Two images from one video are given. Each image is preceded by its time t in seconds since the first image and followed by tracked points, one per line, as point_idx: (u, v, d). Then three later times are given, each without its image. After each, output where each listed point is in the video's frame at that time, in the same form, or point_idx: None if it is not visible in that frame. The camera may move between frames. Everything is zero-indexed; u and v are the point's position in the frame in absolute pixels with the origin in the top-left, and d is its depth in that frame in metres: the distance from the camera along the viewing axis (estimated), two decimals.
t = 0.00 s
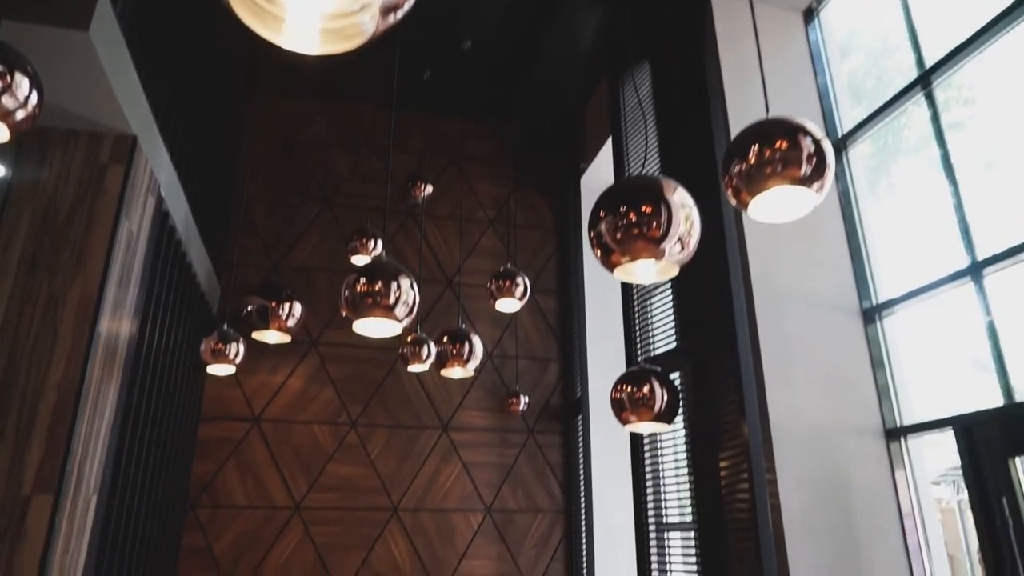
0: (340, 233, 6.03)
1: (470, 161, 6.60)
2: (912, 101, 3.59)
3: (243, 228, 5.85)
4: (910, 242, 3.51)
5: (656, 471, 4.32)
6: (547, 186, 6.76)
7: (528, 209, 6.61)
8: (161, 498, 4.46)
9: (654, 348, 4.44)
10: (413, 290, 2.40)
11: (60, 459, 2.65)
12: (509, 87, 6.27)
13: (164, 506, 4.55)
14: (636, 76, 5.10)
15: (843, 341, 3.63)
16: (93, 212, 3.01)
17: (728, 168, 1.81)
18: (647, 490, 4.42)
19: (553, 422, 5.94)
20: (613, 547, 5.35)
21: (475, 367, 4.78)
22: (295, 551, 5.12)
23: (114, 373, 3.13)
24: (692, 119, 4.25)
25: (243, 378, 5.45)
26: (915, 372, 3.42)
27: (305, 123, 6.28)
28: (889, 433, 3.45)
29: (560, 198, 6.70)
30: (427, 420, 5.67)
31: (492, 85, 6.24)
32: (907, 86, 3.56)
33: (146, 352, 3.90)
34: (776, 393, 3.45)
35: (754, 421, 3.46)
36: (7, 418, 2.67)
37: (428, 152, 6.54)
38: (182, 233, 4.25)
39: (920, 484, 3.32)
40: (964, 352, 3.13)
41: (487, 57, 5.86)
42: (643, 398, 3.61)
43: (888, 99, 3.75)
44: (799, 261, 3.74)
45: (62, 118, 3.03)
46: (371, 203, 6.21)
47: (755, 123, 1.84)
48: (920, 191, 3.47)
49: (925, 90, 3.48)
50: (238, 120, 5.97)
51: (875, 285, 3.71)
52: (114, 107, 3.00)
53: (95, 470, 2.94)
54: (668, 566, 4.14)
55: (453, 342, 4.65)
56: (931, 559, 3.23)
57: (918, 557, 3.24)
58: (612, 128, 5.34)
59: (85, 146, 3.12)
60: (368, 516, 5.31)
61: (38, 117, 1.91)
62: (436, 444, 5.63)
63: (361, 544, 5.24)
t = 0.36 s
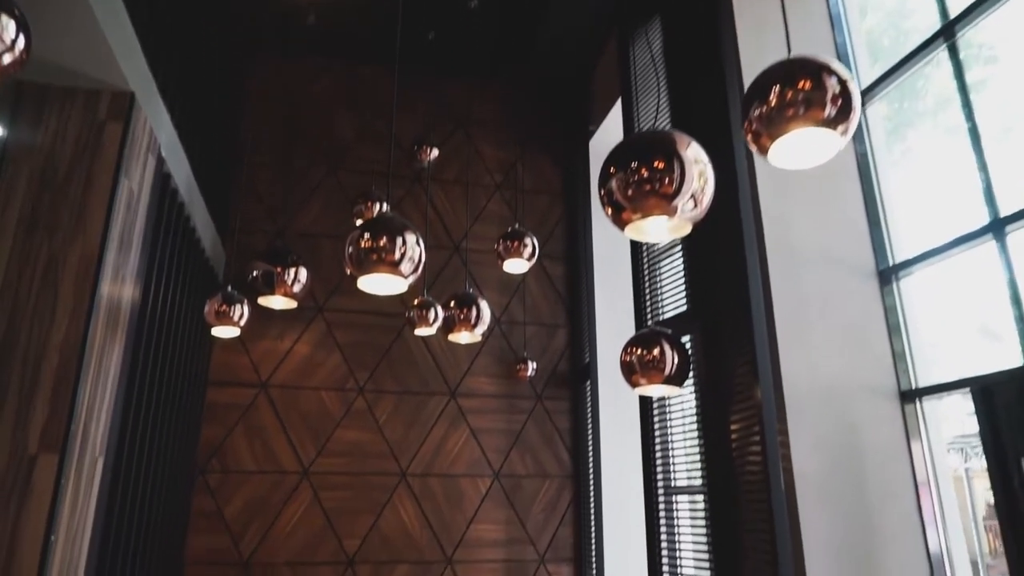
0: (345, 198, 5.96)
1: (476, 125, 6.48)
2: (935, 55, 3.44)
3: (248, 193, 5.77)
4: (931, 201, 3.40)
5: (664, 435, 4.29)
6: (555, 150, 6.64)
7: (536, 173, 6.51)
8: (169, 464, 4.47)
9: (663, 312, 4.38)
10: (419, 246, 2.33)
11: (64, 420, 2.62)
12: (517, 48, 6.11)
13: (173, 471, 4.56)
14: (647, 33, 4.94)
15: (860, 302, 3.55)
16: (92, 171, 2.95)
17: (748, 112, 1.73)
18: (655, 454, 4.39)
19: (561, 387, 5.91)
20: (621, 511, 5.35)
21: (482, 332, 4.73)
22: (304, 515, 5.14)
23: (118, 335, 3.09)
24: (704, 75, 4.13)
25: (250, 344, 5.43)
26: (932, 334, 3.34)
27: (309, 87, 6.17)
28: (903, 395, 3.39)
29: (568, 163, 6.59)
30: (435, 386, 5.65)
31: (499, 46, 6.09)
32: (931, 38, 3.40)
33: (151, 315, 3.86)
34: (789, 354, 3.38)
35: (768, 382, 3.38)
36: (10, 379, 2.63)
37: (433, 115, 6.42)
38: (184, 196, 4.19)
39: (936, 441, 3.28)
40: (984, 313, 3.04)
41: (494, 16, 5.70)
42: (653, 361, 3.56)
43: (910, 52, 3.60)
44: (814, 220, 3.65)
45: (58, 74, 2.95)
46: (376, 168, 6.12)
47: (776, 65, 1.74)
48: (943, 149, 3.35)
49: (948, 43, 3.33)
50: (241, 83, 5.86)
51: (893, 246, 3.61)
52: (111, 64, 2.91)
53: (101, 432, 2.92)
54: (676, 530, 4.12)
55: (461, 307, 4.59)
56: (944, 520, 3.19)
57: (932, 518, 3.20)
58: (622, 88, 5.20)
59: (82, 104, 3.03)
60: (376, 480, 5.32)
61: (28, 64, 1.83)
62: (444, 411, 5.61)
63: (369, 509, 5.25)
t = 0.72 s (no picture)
0: (350, 164, 5.86)
1: (483, 89, 6.35)
2: (961, 7, 3.30)
3: (252, 159, 5.69)
4: (954, 160, 3.29)
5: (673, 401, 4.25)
6: (564, 114, 6.50)
7: (544, 137, 6.39)
8: (178, 429, 4.46)
9: (673, 276, 4.31)
10: (425, 201, 2.26)
11: (67, 381, 2.58)
12: (525, 8, 5.95)
13: (182, 437, 4.56)
14: None
15: (877, 262, 3.46)
16: (90, 128, 2.88)
17: (771, 52, 1.63)
18: (665, 421, 4.34)
19: (570, 353, 5.87)
20: (630, 476, 5.33)
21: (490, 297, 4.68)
22: (313, 481, 5.15)
23: (120, 297, 3.04)
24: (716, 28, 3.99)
25: (257, 309, 5.40)
26: (952, 295, 3.26)
27: (312, 50, 6.05)
28: (921, 357, 3.31)
29: (576, 127, 6.46)
30: (442, 351, 5.62)
31: (506, 6, 5.92)
32: None
33: (154, 279, 3.81)
34: (803, 315, 3.31)
35: (781, 342, 3.26)
36: (13, 339, 2.59)
37: (440, 79, 6.29)
38: (186, 158, 4.11)
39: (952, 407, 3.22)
40: (1009, 274, 2.95)
41: None
42: (665, 324, 3.49)
43: (934, 4, 3.46)
44: (830, 179, 3.55)
45: (55, 30, 2.87)
46: (382, 133, 6.02)
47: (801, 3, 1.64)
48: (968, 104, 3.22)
49: None
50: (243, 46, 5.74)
51: (913, 205, 3.50)
52: (108, 19, 2.81)
53: (105, 394, 2.88)
54: (684, 494, 4.10)
55: (468, 271, 4.53)
56: (961, 493, 3.14)
57: (949, 491, 3.14)
58: (633, 48, 5.05)
59: (78, 59, 2.95)
60: (384, 446, 5.31)
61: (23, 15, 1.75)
62: (452, 376, 5.59)
63: (377, 474, 5.25)
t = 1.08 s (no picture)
0: (356, 128, 5.77)
1: (492, 51, 6.21)
2: None
3: (257, 124, 5.59)
4: (982, 117, 3.18)
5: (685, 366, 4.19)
6: (574, 78, 6.36)
7: (554, 101, 6.26)
8: (186, 394, 4.44)
9: (685, 240, 4.24)
10: (433, 154, 2.19)
11: (72, 340, 2.55)
12: None
13: (191, 402, 4.55)
14: None
15: (898, 222, 3.35)
16: (89, 84, 2.80)
17: None
18: (677, 387, 4.29)
19: (579, 320, 5.81)
20: (640, 443, 5.30)
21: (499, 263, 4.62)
22: (322, 447, 5.14)
23: (124, 258, 2.99)
24: None
25: (264, 275, 5.35)
26: (976, 256, 3.17)
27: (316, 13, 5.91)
28: (941, 320, 3.23)
29: (587, 90, 6.32)
30: (451, 318, 5.57)
31: None
32: None
33: (159, 242, 3.76)
34: (820, 277, 3.22)
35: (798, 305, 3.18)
36: (15, 298, 2.55)
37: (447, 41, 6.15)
38: (189, 119, 4.03)
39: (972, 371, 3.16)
40: None
41: None
42: (678, 286, 3.42)
43: None
44: (851, 136, 3.43)
45: None
46: (388, 97, 5.90)
47: None
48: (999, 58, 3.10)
49: None
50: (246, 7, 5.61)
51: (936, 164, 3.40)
52: None
53: (111, 354, 2.84)
54: (696, 459, 4.06)
55: (477, 236, 4.45)
56: (980, 462, 3.08)
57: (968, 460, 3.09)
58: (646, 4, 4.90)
59: (75, 12, 2.85)
60: (394, 412, 5.30)
61: None
62: (461, 342, 5.55)
63: (387, 440, 5.24)
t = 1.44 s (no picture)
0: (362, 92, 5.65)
1: (500, 13, 6.05)
2: None
3: (261, 88, 5.49)
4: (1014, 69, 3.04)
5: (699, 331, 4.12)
6: (585, 40, 6.20)
7: (564, 64, 6.11)
8: (195, 360, 4.41)
9: (699, 203, 4.15)
10: (443, 104, 2.10)
11: (75, 299, 2.49)
12: None
13: (199, 368, 4.52)
14: None
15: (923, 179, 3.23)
16: (87, 37, 2.71)
17: None
18: (691, 352, 4.22)
19: (590, 287, 5.74)
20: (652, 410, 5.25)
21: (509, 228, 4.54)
22: (332, 414, 5.13)
23: (128, 218, 2.93)
24: None
25: (271, 241, 5.30)
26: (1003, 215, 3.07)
27: None
28: (965, 281, 3.14)
29: (598, 53, 6.17)
30: (460, 285, 5.51)
31: None
32: None
33: (163, 203, 3.68)
34: (841, 238, 3.13)
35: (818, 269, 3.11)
36: (18, 256, 2.50)
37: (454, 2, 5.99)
38: (191, 79, 3.94)
39: (996, 338, 3.08)
40: None
41: None
42: (693, 248, 3.34)
43: None
44: (875, 92, 3.30)
45: None
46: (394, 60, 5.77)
47: None
48: None
49: None
50: None
51: (963, 121, 3.27)
52: None
53: (116, 315, 2.80)
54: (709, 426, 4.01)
55: (487, 199, 4.36)
56: (1003, 430, 3.01)
57: (990, 428, 3.01)
58: None
59: None
60: (403, 379, 5.27)
61: None
62: (470, 309, 5.49)
63: (396, 407, 5.22)
